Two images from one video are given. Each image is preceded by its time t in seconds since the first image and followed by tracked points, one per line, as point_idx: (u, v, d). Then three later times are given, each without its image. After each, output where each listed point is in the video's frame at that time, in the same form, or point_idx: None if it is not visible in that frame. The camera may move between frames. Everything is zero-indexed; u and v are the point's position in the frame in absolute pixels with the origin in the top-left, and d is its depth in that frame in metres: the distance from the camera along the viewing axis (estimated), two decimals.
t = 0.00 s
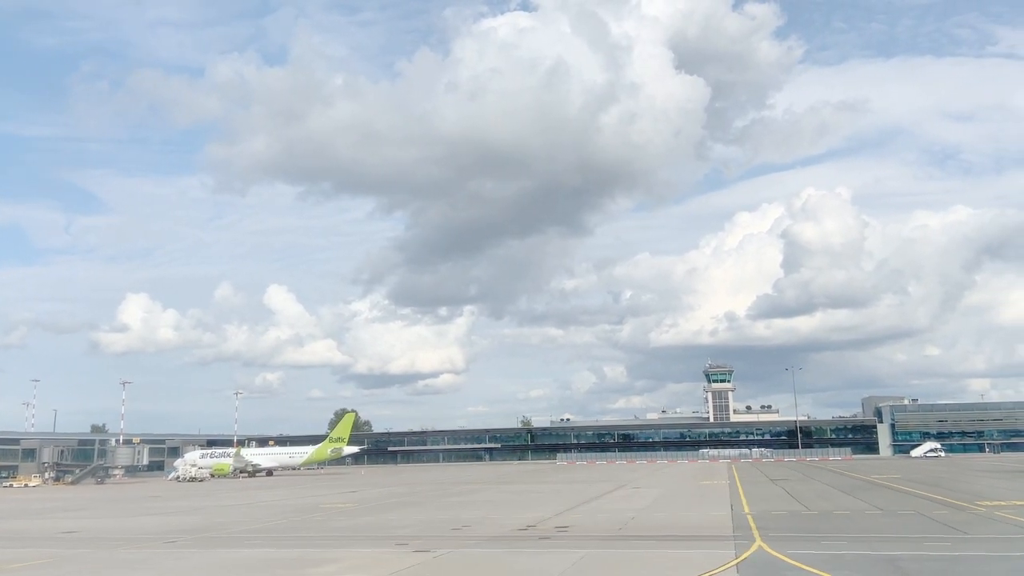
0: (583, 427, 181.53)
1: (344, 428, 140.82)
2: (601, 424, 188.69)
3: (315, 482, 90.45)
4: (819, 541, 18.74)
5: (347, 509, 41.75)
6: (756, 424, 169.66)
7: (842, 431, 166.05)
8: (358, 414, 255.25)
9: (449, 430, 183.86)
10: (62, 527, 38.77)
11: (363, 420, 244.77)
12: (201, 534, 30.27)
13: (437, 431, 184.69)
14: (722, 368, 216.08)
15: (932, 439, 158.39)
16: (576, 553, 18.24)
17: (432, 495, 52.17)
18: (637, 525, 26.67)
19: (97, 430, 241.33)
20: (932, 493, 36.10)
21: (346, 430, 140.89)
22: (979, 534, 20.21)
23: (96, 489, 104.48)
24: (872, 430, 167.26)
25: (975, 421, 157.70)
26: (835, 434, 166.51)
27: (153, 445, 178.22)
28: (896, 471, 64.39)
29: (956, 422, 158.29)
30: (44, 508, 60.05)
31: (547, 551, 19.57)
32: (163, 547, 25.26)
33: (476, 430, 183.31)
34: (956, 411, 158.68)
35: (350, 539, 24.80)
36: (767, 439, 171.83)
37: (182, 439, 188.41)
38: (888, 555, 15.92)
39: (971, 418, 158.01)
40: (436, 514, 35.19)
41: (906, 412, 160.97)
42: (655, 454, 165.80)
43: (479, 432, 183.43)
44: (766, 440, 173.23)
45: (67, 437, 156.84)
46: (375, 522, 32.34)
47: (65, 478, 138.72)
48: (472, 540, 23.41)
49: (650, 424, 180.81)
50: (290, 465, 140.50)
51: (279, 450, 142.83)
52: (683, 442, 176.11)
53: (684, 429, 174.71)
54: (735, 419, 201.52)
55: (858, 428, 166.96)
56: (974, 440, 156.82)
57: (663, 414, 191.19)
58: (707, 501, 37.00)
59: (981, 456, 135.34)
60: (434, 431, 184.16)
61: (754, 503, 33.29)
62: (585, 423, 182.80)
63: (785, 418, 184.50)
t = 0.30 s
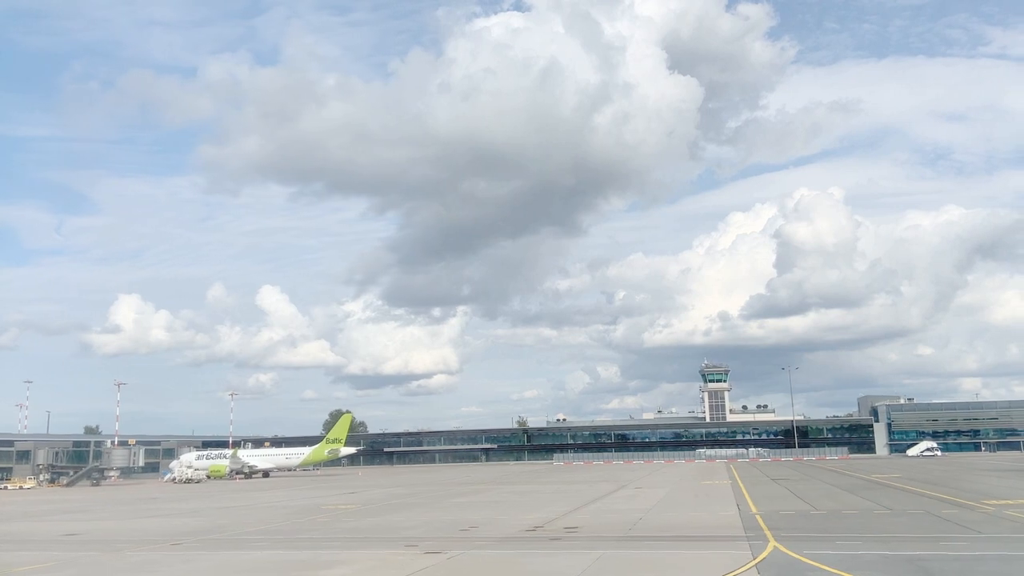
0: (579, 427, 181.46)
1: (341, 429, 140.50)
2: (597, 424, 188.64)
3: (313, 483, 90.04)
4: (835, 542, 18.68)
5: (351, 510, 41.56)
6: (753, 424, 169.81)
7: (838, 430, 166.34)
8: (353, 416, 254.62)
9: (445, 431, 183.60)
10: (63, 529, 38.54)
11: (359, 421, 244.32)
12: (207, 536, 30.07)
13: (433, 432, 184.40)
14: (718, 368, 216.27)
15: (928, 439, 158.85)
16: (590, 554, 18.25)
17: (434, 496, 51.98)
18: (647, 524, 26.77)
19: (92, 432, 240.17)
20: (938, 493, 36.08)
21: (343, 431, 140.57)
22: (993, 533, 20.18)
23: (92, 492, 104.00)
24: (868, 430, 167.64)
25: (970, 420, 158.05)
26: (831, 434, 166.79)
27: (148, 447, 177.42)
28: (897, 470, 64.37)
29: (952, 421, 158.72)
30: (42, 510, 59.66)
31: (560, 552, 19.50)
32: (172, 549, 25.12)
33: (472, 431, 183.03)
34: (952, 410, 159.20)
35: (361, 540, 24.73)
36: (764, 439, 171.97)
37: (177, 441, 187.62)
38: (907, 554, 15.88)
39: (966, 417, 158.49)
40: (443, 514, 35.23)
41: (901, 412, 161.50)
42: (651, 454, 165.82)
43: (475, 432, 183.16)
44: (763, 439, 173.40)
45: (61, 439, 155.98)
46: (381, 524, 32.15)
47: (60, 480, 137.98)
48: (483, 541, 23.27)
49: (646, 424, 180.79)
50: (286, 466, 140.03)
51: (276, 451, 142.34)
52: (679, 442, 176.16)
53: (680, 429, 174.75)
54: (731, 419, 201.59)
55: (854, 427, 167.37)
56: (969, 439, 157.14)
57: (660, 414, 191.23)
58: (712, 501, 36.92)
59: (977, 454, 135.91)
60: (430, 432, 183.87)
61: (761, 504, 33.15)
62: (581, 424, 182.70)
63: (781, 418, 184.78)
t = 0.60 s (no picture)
0: (576, 427, 181.30)
1: (338, 429, 140.07)
2: (592, 424, 188.53)
3: (310, 485, 89.58)
4: (851, 543, 18.59)
5: (353, 511, 41.36)
6: (749, 424, 169.91)
7: (834, 430, 166.53)
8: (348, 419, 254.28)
9: (441, 431, 183.30)
10: (63, 530, 38.29)
11: (354, 423, 243.91)
12: (209, 538, 29.86)
13: (429, 432, 184.07)
14: (714, 368, 216.43)
15: (923, 439, 159.17)
16: (602, 556, 18.18)
17: (434, 497, 51.77)
18: (655, 525, 26.79)
19: (86, 432, 239.25)
20: (943, 493, 35.90)
21: (339, 432, 140.18)
22: (1006, 533, 20.13)
23: (88, 493, 103.44)
24: (864, 430, 167.87)
25: (965, 420, 158.46)
26: (827, 434, 167.02)
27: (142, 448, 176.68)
28: (897, 470, 64.65)
29: (947, 421, 159.06)
30: (41, 511, 59.29)
31: (570, 554, 19.30)
32: (176, 551, 24.98)
33: (468, 431, 182.75)
34: (947, 411, 159.56)
35: (368, 542, 24.62)
36: (760, 439, 172.16)
37: (172, 442, 187.09)
38: (925, 555, 15.82)
39: (961, 417, 158.87)
40: (448, 515, 35.18)
41: (896, 412, 161.84)
42: (647, 454, 165.78)
43: (471, 432, 182.91)
44: (758, 440, 173.48)
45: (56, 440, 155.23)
46: (384, 525, 31.92)
47: (55, 481, 137.21)
48: (494, 542, 23.08)
49: (642, 424, 180.70)
50: (283, 467, 139.56)
51: (272, 452, 141.88)
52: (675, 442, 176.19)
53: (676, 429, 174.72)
54: (727, 420, 201.84)
55: (850, 427, 167.62)
56: (964, 439, 157.37)
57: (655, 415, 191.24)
58: (717, 502, 36.78)
59: (972, 455, 136.28)
60: (426, 432, 183.53)
61: (767, 504, 32.95)
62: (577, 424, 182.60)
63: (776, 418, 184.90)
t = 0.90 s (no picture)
0: (571, 428, 181.32)
1: (333, 430, 139.69)
2: (588, 425, 188.58)
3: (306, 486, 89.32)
4: (864, 544, 18.53)
5: (355, 512, 41.29)
6: (744, 425, 170.13)
7: (830, 431, 166.86)
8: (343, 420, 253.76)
9: (437, 432, 183.01)
10: (63, 531, 38.17)
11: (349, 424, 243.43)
12: (213, 538, 29.78)
13: (425, 432, 183.79)
14: (709, 369, 216.66)
15: (918, 439, 159.54)
16: (615, 557, 18.11)
17: (433, 497, 51.66)
18: (662, 526, 26.70)
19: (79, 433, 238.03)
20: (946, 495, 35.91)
21: (335, 432, 139.82)
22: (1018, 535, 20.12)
23: (83, 493, 102.96)
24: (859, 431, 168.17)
25: (960, 422, 158.84)
26: (822, 435, 167.34)
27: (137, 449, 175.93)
28: (895, 471, 65.11)
29: (941, 422, 159.43)
30: (38, 511, 59.07)
31: (579, 556, 19.23)
32: (181, 552, 24.87)
33: (464, 432, 182.55)
34: (941, 411, 159.96)
35: (374, 543, 24.44)
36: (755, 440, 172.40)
37: (166, 442, 186.39)
38: (941, 556, 15.82)
39: (956, 418, 159.27)
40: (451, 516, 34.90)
41: (891, 413, 162.15)
42: (643, 455, 165.88)
43: (467, 433, 182.71)
44: (754, 441, 173.74)
45: (50, 440, 154.45)
46: (387, 526, 31.85)
47: (49, 481, 136.48)
48: (501, 543, 23.04)
49: (638, 425, 180.75)
50: (278, 468, 139.11)
51: (268, 452, 141.45)
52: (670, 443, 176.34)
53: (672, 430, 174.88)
54: (722, 420, 202.00)
55: (845, 428, 167.95)
56: (959, 441, 157.77)
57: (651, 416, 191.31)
58: (720, 502, 36.75)
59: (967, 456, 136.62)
60: (422, 433, 183.23)
61: (771, 505, 32.92)
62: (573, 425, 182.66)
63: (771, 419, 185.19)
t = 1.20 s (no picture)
0: (566, 428, 181.35)
1: (329, 430, 139.23)
2: (583, 425, 188.63)
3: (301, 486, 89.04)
4: (877, 548, 18.41)
5: (356, 512, 41.15)
6: (740, 426, 170.32)
7: (824, 432, 167.20)
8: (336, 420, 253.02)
9: (431, 432, 182.71)
10: (62, 530, 37.94)
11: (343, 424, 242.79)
12: (216, 539, 29.63)
13: (419, 433, 183.48)
14: (704, 370, 216.84)
15: (912, 441, 160.00)
16: (626, 558, 17.99)
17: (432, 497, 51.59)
18: (669, 528, 26.56)
19: (70, 432, 236.61)
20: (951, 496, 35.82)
21: (331, 432, 139.32)
22: None
23: (77, 493, 102.42)
24: (853, 432, 168.52)
25: (954, 423, 159.19)
26: (817, 437, 167.76)
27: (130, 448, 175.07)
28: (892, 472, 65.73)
29: (935, 424, 159.90)
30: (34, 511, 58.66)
31: (591, 557, 19.14)
32: (187, 553, 24.79)
33: (459, 432, 182.37)
34: (936, 413, 160.38)
35: (381, 543, 24.34)
36: (750, 441, 172.64)
37: (160, 442, 185.56)
38: (960, 558, 15.69)
39: (950, 420, 159.67)
40: (453, 516, 34.62)
41: (886, 415, 162.51)
42: (638, 455, 166.05)
43: (461, 433, 182.52)
44: (748, 441, 173.96)
45: (43, 440, 153.64)
46: (390, 526, 31.80)
47: (42, 481, 135.72)
48: (511, 544, 22.95)
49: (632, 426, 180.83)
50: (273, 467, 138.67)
51: (262, 452, 140.84)
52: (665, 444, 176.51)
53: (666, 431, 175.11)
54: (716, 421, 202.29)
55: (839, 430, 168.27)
56: (953, 442, 158.15)
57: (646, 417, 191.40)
58: (723, 503, 36.65)
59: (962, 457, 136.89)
60: (416, 433, 182.91)
61: (776, 506, 32.84)
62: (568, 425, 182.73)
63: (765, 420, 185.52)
